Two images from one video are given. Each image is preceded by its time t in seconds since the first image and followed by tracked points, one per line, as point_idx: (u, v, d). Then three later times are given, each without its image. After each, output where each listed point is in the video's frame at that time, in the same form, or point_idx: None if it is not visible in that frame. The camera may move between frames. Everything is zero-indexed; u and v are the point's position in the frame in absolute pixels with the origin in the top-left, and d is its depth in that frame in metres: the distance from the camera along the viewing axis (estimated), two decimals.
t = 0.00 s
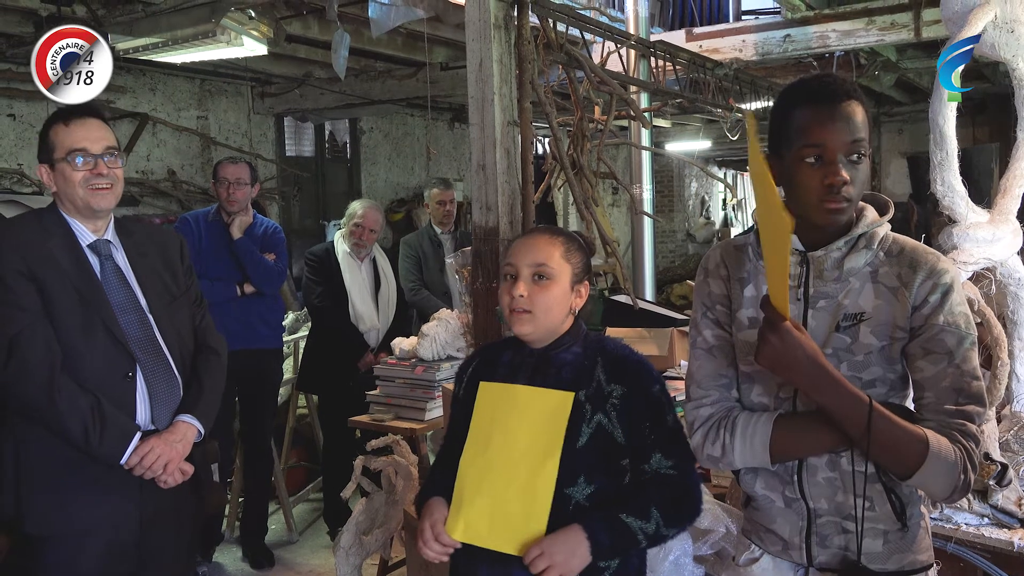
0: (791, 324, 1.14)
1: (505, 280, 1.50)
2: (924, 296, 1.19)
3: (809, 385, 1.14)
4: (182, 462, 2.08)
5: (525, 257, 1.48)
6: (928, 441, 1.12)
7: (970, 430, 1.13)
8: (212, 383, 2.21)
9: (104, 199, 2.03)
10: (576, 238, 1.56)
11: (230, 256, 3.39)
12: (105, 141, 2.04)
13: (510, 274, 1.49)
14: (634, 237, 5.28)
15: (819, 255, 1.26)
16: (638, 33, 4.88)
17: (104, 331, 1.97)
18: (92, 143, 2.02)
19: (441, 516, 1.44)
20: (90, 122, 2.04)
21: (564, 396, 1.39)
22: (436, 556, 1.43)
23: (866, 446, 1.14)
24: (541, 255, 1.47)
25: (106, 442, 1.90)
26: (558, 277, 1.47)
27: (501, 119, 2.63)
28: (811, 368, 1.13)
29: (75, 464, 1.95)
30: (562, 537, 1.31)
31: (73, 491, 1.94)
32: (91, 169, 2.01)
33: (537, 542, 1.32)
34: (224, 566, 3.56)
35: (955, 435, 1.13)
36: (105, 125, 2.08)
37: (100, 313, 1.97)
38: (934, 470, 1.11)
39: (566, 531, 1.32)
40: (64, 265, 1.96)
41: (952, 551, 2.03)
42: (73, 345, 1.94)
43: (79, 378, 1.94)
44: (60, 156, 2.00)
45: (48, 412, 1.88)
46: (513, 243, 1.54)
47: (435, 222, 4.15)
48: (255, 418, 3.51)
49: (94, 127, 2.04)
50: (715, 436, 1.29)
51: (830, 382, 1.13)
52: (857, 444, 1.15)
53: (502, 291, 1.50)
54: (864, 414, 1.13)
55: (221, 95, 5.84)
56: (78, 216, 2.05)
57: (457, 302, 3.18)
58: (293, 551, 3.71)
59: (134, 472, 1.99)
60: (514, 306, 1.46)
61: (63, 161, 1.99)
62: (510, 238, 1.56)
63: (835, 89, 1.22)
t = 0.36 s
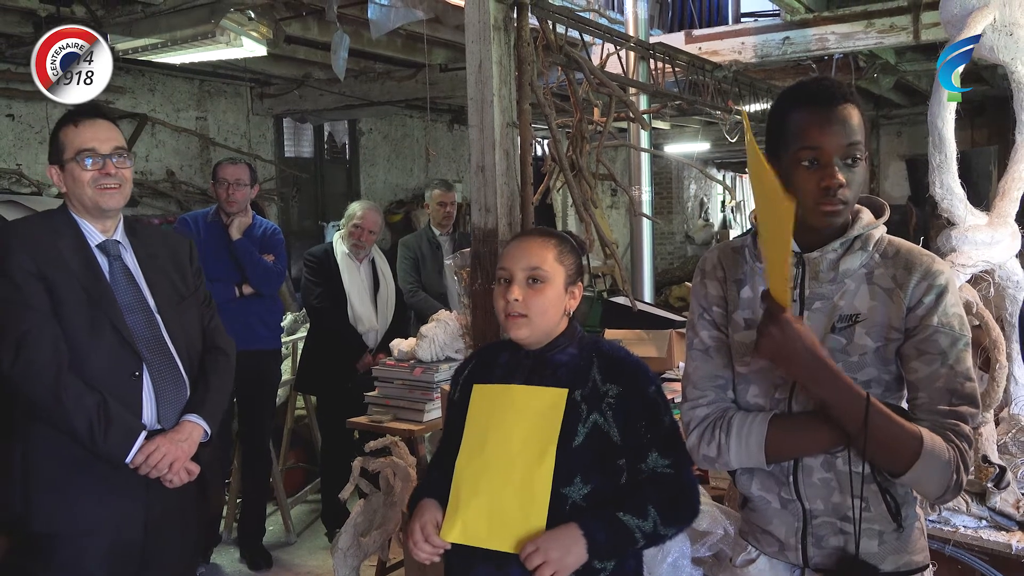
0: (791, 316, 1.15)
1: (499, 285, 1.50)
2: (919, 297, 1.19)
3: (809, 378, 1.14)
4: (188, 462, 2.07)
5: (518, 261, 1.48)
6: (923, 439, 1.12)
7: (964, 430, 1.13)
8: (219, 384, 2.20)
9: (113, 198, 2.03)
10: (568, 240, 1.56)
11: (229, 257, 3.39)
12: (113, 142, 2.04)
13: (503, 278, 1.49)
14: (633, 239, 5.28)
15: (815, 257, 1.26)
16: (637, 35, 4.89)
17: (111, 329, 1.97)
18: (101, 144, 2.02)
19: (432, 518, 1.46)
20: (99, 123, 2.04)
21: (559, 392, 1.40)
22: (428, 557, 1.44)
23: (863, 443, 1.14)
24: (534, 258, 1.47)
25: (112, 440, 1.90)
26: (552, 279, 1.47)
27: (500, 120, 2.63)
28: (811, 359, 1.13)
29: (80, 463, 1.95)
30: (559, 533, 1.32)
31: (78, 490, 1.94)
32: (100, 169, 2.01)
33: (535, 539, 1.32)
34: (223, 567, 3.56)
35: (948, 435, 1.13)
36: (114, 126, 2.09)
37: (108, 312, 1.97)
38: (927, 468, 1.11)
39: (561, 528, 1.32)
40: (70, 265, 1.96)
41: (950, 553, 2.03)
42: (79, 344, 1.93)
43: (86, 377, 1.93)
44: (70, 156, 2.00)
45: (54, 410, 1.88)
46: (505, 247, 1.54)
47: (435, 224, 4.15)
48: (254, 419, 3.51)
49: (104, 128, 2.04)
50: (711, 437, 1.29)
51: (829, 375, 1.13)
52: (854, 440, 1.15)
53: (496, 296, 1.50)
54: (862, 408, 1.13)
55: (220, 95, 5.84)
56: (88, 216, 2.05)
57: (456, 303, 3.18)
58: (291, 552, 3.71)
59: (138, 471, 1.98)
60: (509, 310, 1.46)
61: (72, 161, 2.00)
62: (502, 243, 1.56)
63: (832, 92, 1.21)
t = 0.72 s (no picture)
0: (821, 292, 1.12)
1: (495, 285, 1.51)
2: (920, 298, 1.19)
3: (832, 359, 1.12)
4: (196, 463, 2.07)
5: (515, 261, 1.48)
6: (932, 436, 1.12)
7: (966, 429, 1.14)
8: (230, 387, 2.19)
9: (125, 199, 2.02)
10: (565, 241, 1.57)
11: (229, 258, 3.38)
12: (126, 143, 2.04)
13: (500, 278, 1.49)
14: (633, 240, 5.28)
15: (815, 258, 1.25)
16: (636, 36, 4.89)
17: (122, 330, 1.97)
18: (113, 145, 2.01)
19: (427, 522, 1.46)
20: (112, 125, 2.04)
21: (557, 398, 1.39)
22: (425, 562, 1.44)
23: (877, 437, 1.13)
24: (530, 259, 1.47)
25: (120, 440, 1.89)
26: (548, 280, 1.47)
27: (501, 121, 2.63)
28: (835, 338, 1.11)
29: (88, 464, 1.94)
30: (558, 539, 1.32)
31: (85, 490, 1.94)
32: (112, 171, 2.00)
33: (534, 546, 1.32)
34: (223, 568, 3.55)
35: (951, 433, 1.13)
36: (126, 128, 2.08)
37: (120, 313, 1.96)
38: (935, 465, 1.11)
39: (561, 535, 1.32)
40: (78, 264, 1.95)
41: (951, 555, 2.03)
42: (89, 344, 1.93)
43: (96, 376, 1.93)
44: (82, 158, 2.00)
45: (63, 409, 1.88)
46: (502, 248, 1.54)
47: (436, 225, 4.15)
48: (255, 420, 3.51)
49: (116, 130, 2.04)
50: (711, 438, 1.29)
51: (850, 355, 1.11)
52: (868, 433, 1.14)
53: (493, 296, 1.51)
54: (880, 397, 1.11)
55: (220, 96, 5.84)
56: (101, 218, 2.04)
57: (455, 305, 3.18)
58: (291, 553, 3.70)
59: (146, 472, 1.98)
60: (505, 310, 1.46)
61: (85, 163, 1.99)
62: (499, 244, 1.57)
63: (833, 93, 1.21)
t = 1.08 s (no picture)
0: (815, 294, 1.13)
1: (491, 288, 1.50)
2: (920, 299, 1.19)
3: (828, 361, 1.12)
4: (197, 465, 2.05)
5: (510, 264, 1.48)
6: (932, 438, 1.12)
7: (966, 431, 1.13)
8: (234, 388, 2.18)
9: (135, 200, 2.02)
10: (561, 243, 1.56)
11: (229, 258, 3.37)
12: (138, 144, 2.03)
13: (496, 281, 1.49)
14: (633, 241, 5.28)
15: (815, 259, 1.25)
16: (637, 37, 4.89)
17: (127, 329, 1.97)
18: (125, 146, 2.01)
19: (434, 527, 1.45)
20: (125, 126, 2.03)
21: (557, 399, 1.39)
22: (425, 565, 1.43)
23: (875, 439, 1.13)
24: (526, 261, 1.47)
25: (123, 439, 1.89)
26: (544, 281, 1.47)
27: (501, 122, 2.63)
28: (830, 340, 1.11)
29: (90, 463, 1.94)
30: (563, 541, 1.32)
31: (86, 489, 1.94)
32: (124, 172, 2.00)
33: (539, 547, 1.32)
34: (223, 568, 3.55)
35: (952, 435, 1.13)
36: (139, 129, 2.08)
37: (125, 312, 1.96)
38: (934, 467, 1.11)
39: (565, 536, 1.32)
40: (83, 264, 1.96)
41: (951, 558, 2.03)
42: (94, 344, 1.93)
43: (100, 376, 1.93)
44: (95, 157, 2.00)
45: (66, 408, 1.88)
46: (497, 251, 1.54)
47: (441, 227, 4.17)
48: (254, 420, 3.51)
49: (128, 130, 2.03)
50: (711, 440, 1.29)
51: (847, 357, 1.12)
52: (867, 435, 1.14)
53: (489, 300, 1.50)
54: (878, 399, 1.12)
55: (220, 96, 5.84)
56: (111, 217, 2.04)
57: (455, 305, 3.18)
58: (291, 554, 3.70)
59: (147, 472, 1.97)
60: (501, 313, 1.46)
61: (96, 163, 1.99)
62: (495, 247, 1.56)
63: (833, 95, 1.21)
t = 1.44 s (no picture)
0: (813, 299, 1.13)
1: (492, 288, 1.50)
2: (920, 301, 1.19)
3: (828, 365, 1.12)
4: (191, 466, 2.04)
5: (511, 264, 1.48)
6: (934, 442, 1.11)
7: (968, 434, 1.13)
8: (230, 388, 2.17)
9: (133, 198, 2.01)
10: (562, 244, 1.57)
11: (228, 259, 3.36)
12: (136, 143, 2.02)
13: (497, 281, 1.49)
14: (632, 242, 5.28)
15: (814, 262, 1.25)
16: (637, 38, 4.89)
17: (123, 327, 1.96)
18: (123, 144, 2.00)
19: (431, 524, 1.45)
20: (123, 123, 2.02)
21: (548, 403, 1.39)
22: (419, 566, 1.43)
23: (877, 445, 1.13)
24: (528, 261, 1.47)
25: (117, 439, 1.89)
26: (546, 281, 1.47)
27: (501, 123, 2.62)
28: (829, 344, 1.11)
29: (85, 462, 1.94)
30: (549, 544, 1.31)
31: (82, 488, 1.93)
32: (121, 170, 1.99)
33: (523, 549, 1.32)
34: (219, 568, 3.55)
35: (954, 438, 1.13)
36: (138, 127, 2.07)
37: (121, 311, 1.96)
38: (936, 471, 1.11)
39: (550, 540, 1.32)
40: (80, 262, 1.95)
41: (949, 561, 2.03)
42: (90, 343, 1.93)
43: (95, 375, 1.92)
44: (92, 155, 1.99)
45: (61, 407, 1.87)
46: (498, 252, 1.54)
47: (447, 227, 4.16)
48: (252, 420, 3.49)
49: (125, 128, 2.02)
50: (710, 443, 1.28)
51: (846, 362, 1.12)
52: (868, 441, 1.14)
53: (490, 301, 1.50)
54: (878, 404, 1.12)
55: (219, 95, 5.84)
56: (108, 215, 2.04)
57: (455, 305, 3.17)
58: (288, 554, 3.70)
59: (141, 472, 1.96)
60: (504, 314, 1.46)
61: (94, 161, 1.98)
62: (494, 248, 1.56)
63: (831, 98, 1.21)
